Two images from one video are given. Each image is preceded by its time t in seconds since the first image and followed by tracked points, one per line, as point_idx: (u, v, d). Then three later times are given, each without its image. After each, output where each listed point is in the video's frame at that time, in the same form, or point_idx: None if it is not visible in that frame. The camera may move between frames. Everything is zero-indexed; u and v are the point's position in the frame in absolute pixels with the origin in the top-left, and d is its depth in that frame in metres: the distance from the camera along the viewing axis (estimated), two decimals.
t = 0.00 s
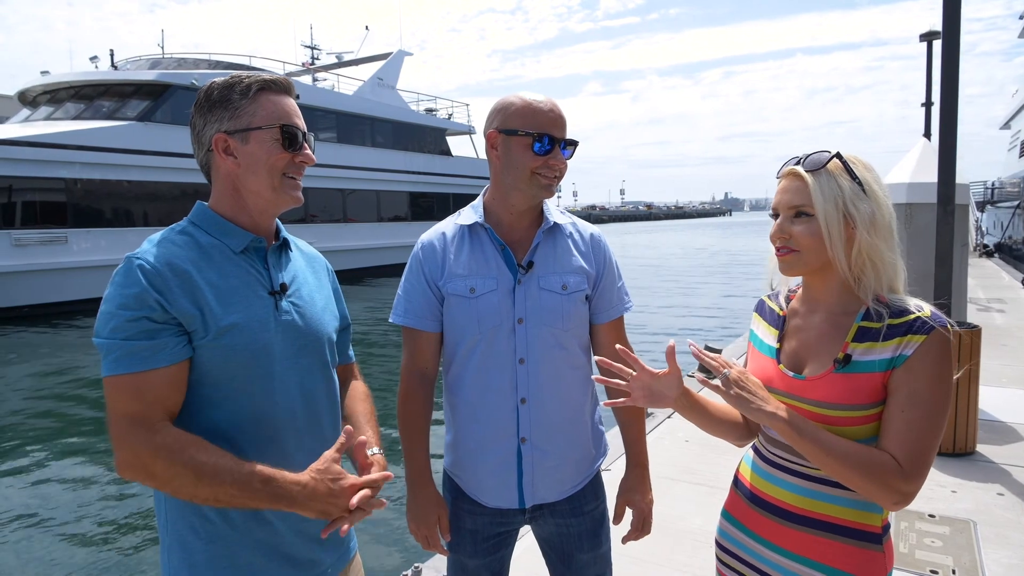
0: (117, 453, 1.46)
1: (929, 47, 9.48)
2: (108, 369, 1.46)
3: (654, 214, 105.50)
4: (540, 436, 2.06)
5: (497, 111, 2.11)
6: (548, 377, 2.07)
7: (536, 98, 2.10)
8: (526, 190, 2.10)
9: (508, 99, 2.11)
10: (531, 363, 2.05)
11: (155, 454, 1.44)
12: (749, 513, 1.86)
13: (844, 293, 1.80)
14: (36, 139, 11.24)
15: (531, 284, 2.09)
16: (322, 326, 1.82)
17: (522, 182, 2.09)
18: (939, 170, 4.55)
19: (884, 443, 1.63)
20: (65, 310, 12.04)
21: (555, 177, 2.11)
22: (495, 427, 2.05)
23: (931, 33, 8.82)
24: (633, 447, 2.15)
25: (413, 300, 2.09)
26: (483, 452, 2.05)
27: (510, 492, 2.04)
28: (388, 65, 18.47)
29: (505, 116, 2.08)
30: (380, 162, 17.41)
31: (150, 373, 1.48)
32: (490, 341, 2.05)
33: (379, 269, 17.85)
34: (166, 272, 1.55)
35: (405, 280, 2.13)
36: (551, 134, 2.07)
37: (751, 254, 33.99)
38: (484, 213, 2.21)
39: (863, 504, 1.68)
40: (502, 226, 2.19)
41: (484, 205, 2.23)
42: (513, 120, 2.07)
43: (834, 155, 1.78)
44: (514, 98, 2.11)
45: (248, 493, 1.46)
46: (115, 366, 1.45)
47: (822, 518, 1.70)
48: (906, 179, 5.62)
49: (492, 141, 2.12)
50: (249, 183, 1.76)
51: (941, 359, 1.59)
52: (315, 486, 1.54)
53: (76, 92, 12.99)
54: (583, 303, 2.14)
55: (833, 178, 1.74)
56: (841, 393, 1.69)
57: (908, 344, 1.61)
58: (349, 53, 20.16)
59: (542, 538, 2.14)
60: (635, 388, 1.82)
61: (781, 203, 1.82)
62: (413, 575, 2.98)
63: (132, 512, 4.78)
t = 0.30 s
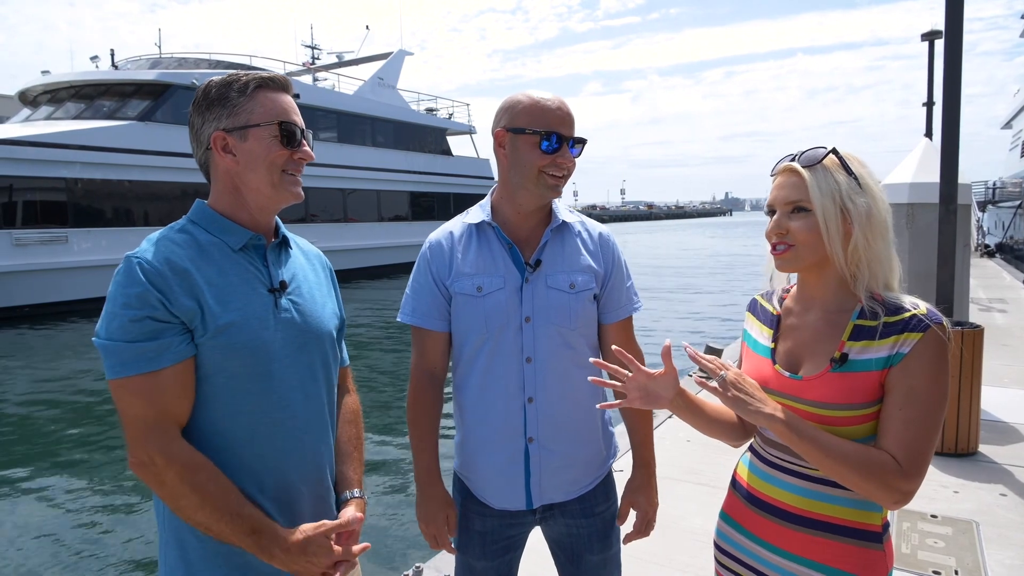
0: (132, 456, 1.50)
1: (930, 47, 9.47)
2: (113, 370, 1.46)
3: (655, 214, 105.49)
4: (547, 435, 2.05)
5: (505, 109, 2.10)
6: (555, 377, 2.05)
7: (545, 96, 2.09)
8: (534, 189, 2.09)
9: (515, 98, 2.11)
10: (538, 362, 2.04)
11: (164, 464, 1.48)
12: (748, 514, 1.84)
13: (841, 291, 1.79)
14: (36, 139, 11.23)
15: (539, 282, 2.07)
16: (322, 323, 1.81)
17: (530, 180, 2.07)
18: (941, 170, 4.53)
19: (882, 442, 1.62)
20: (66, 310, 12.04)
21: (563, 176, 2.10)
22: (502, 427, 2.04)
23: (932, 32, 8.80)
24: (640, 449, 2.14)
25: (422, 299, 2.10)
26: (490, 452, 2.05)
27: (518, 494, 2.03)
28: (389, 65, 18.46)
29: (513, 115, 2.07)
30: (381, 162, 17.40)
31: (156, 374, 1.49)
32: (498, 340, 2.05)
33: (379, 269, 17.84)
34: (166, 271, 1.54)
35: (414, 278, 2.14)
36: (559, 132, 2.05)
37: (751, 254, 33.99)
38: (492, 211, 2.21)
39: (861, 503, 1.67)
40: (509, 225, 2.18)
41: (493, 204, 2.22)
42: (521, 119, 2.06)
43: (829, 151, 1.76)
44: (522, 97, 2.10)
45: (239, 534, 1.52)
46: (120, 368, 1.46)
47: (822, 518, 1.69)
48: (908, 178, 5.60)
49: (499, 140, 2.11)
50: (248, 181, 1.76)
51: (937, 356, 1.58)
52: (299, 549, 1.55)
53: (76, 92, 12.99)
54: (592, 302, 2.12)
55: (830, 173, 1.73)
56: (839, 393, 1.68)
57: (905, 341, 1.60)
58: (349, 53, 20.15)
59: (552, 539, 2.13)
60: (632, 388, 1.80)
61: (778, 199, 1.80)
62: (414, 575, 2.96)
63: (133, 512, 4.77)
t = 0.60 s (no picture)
0: (127, 453, 1.48)
1: (931, 47, 9.46)
2: (107, 369, 1.44)
3: (655, 214, 105.47)
4: (554, 433, 2.04)
5: (510, 108, 2.09)
6: (560, 377, 2.04)
7: (549, 95, 2.08)
8: (538, 189, 2.08)
9: (520, 97, 2.10)
10: (545, 361, 2.03)
11: (158, 464, 1.47)
12: (750, 513, 1.83)
13: (839, 290, 1.77)
14: (37, 139, 11.23)
15: (545, 281, 2.06)
16: (318, 323, 1.80)
17: (534, 179, 2.06)
18: (942, 168, 4.51)
19: (876, 444, 1.61)
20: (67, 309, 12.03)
21: (567, 175, 2.08)
22: (509, 424, 2.03)
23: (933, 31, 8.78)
24: (650, 449, 2.12)
25: (428, 298, 2.10)
26: (497, 451, 2.04)
27: (525, 493, 2.01)
28: (389, 65, 18.46)
29: (517, 114, 2.06)
30: (381, 161, 17.39)
31: (150, 373, 1.47)
32: (504, 338, 2.04)
33: (380, 269, 17.83)
34: (161, 270, 1.53)
35: (421, 277, 2.13)
36: (563, 131, 2.04)
37: (752, 254, 33.96)
38: (497, 211, 2.19)
39: (857, 503, 1.65)
40: (514, 224, 2.17)
41: (498, 203, 2.20)
42: (525, 118, 2.05)
43: (823, 148, 1.74)
44: (526, 95, 2.09)
45: (233, 534, 1.51)
46: (115, 367, 1.45)
47: (820, 519, 1.68)
48: (909, 177, 5.59)
49: (504, 139, 2.10)
50: (242, 180, 1.75)
51: (934, 356, 1.56)
52: (294, 549, 1.56)
53: (77, 92, 12.99)
54: (599, 301, 2.11)
55: (821, 171, 1.71)
56: (836, 392, 1.66)
57: (901, 342, 1.58)
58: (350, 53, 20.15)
59: (559, 539, 2.12)
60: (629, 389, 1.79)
61: (770, 194, 1.80)
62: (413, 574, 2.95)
63: (133, 513, 4.76)
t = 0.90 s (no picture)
0: (122, 454, 1.49)
1: (932, 46, 9.45)
2: (103, 371, 1.45)
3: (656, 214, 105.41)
4: (557, 433, 2.04)
5: (510, 108, 2.10)
6: (561, 376, 2.04)
7: (549, 94, 2.09)
8: (538, 187, 2.09)
9: (521, 96, 2.10)
10: (546, 360, 2.04)
11: (153, 465, 1.47)
12: (754, 512, 1.84)
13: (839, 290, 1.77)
14: (38, 138, 11.25)
15: (545, 280, 2.06)
16: (314, 324, 1.80)
17: (534, 178, 2.07)
18: (944, 168, 4.51)
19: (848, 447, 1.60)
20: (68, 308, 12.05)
21: (567, 174, 2.08)
22: (511, 422, 2.04)
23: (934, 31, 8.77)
24: (652, 448, 2.12)
25: (430, 298, 2.11)
26: (500, 449, 2.04)
27: (526, 491, 2.02)
28: (391, 65, 18.47)
29: (517, 113, 2.07)
30: (383, 161, 17.40)
31: (145, 375, 1.48)
32: (505, 338, 2.05)
33: (381, 268, 17.84)
34: (157, 271, 1.53)
35: (424, 277, 2.14)
36: (563, 131, 2.05)
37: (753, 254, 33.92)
38: (499, 210, 2.20)
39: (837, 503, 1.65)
40: (515, 224, 2.18)
41: (501, 203, 2.21)
42: (525, 117, 2.06)
43: (820, 147, 1.74)
44: (527, 95, 2.10)
45: (228, 536, 1.51)
46: (110, 368, 1.46)
47: (812, 519, 1.69)
48: (910, 176, 5.59)
49: (504, 139, 2.11)
50: (239, 180, 1.75)
51: (914, 360, 1.53)
52: (289, 551, 1.56)
53: (78, 91, 13.01)
54: (600, 300, 2.10)
55: (817, 171, 1.71)
56: (820, 391, 1.67)
57: (881, 345, 1.57)
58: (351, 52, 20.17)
59: (561, 537, 2.12)
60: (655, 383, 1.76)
61: (768, 192, 1.83)
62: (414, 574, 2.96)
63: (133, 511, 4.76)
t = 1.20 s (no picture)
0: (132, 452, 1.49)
1: (934, 45, 9.42)
2: (112, 370, 1.46)
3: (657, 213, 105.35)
4: (545, 432, 2.05)
5: (499, 107, 2.10)
6: (554, 375, 2.05)
7: (539, 92, 2.09)
8: (531, 183, 2.09)
9: (510, 95, 2.10)
10: (536, 359, 2.04)
11: (165, 461, 1.48)
12: (752, 513, 1.83)
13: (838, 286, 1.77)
14: (39, 137, 11.26)
15: (537, 280, 2.07)
16: (319, 321, 1.80)
17: (527, 175, 2.07)
18: (943, 167, 4.51)
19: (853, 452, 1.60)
20: (69, 308, 12.07)
21: (560, 168, 2.09)
22: (501, 421, 2.04)
23: (935, 30, 8.76)
24: (638, 447, 2.11)
25: (420, 297, 2.11)
26: (489, 447, 2.04)
27: (514, 489, 2.02)
28: (391, 65, 18.47)
29: (507, 112, 2.07)
30: (383, 161, 17.39)
31: (152, 374, 1.49)
32: (497, 337, 2.05)
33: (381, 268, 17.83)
34: (163, 271, 1.54)
35: (413, 276, 2.14)
36: (553, 126, 2.05)
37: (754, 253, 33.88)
38: (490, 209, 2.19)
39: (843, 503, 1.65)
40: (509, 224, 2.18)
41: (492, 202, 2.21)
42: (515, 115, 2.06)
43: (831, 142, 1.73)
44: (516, 94, 2.10)
45: (240, 531, 1.52)
46: (120, 368, 1.46)
47: (809, 516, 1.69)
48: (910, 175, 5.59)
49: (495, 137, 2.10)
50: (241, 180, 1.75)
51: (912, 360, 1.54)
52: (300, 545, 1.58)
53: (78, 91, 13.01)
54: (590, 300, 2.11)
55: (828, 166, 1.70)
56: (817, 390, 1.67)
57: (875, 344, 1.58)
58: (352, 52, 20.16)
59: (549, 536, 2.12)
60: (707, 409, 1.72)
61: (776, 188, 1.81)
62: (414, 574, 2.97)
63: (133, 511, 4.77)
